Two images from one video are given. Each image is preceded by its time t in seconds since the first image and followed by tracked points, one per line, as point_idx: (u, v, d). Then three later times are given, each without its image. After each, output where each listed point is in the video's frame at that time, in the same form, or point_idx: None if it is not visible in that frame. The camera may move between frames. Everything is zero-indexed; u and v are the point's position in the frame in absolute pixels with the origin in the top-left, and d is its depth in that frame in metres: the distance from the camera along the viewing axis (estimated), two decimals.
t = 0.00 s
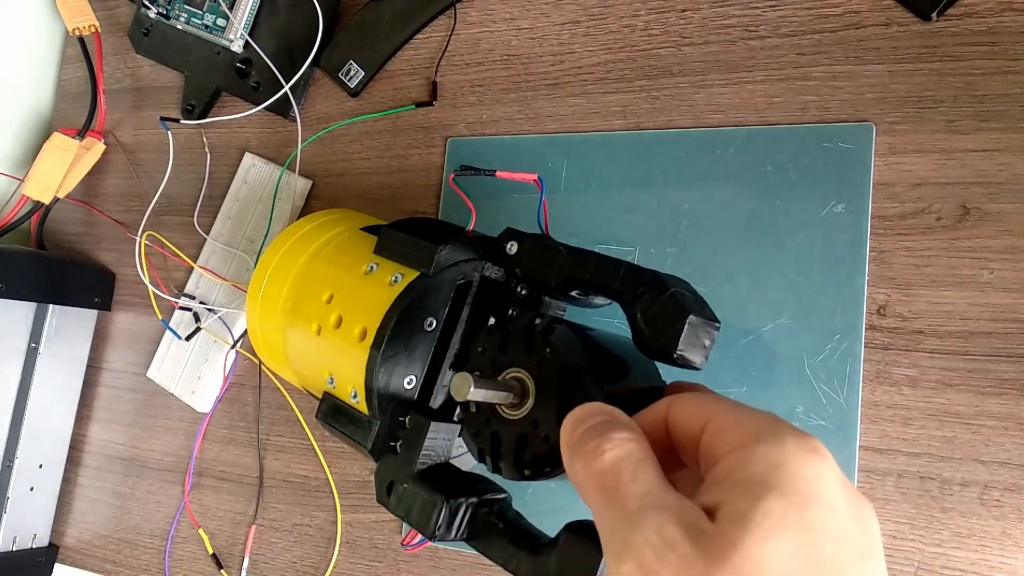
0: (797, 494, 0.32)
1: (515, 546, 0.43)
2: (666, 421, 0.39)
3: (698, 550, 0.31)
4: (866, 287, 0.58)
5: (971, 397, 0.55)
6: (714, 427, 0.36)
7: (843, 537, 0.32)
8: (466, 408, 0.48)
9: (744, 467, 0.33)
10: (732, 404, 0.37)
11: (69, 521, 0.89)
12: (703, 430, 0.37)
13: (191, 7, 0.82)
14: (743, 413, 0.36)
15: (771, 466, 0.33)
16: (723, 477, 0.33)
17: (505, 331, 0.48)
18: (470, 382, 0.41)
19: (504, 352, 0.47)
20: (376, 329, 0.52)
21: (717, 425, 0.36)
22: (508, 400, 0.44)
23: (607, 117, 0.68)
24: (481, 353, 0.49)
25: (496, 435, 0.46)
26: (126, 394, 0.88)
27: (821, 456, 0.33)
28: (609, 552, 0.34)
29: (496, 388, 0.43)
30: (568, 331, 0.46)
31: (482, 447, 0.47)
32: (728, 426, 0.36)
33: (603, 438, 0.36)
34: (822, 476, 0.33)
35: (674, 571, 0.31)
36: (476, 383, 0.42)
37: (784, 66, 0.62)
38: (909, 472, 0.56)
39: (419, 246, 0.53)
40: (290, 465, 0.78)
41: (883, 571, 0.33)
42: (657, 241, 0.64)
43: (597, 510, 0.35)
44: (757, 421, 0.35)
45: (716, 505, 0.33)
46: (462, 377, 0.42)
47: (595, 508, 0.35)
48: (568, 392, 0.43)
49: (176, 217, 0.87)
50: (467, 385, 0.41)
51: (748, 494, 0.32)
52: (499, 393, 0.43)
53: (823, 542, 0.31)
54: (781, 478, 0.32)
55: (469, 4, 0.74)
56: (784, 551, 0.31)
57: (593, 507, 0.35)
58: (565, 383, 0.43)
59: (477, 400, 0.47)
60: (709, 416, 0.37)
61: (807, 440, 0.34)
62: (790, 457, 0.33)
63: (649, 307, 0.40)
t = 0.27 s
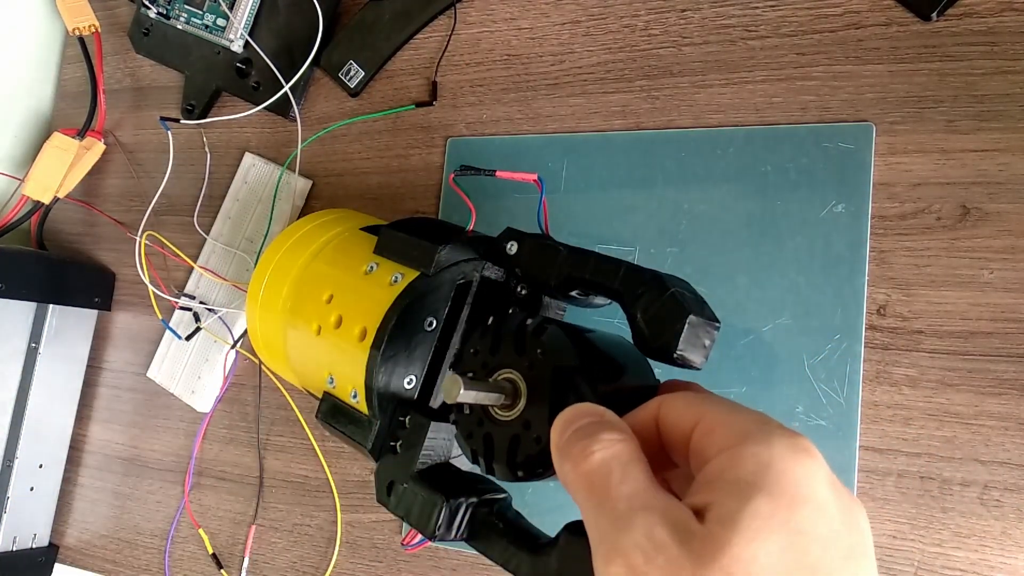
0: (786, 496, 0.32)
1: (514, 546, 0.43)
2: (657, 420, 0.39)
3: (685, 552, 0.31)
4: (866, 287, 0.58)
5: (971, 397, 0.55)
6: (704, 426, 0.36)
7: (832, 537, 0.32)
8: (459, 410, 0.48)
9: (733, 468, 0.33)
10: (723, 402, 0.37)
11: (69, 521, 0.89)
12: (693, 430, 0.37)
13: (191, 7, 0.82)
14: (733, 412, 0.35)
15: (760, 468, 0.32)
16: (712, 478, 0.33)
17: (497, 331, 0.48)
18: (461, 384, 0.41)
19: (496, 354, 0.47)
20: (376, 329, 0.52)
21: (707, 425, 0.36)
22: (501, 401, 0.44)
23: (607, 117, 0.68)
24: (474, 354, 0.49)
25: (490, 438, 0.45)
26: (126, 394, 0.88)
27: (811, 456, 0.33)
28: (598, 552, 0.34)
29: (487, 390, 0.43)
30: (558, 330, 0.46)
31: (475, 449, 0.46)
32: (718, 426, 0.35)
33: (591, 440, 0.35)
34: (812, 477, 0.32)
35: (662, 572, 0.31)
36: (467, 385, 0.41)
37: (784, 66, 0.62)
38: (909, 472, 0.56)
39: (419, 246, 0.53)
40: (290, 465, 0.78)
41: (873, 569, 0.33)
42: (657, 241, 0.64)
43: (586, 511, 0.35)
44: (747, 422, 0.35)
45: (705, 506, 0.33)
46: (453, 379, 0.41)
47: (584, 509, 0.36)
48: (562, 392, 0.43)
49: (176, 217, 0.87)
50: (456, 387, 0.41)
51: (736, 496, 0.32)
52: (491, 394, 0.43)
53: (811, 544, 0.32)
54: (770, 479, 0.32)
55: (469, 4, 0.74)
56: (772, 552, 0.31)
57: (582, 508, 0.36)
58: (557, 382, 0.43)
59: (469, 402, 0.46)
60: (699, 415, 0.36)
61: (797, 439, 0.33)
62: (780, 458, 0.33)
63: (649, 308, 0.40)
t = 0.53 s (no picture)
0: (781, 503, 0.32)
1: (514, 546, 0.43)
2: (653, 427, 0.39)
3: (680, 559, 0.31)
4: (866, 287, 0.58)
5: (971, 397, 0.55)
6: (700, 433, 0.36)
7: (827, 544, 0.32)
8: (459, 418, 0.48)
9: (728, 475, 0.33)
10: (719, 409, 0.37)
11: (69, 521, 0.89)
12: (689, 437, 0.37)
13: (191, 7, 0.82)
14: (729, 419, 0.35)
15: (755, 475, 0.32)
16: (708, 485, 0.33)
17: (495, 338, 0.48)
18: (458, 392, 0.42)
19: (494, 361, 0.47)
20: (376, 329, 0.52)
21: (702, 432, 0.36)
22: (499, 408, 0.44)
23: (607, 117, 0.68)
24: (474, 361, 0.49)
25: (488, 445, 0.46)
26: (126, 394, 0.88)
27: (806, 463, 0.33)
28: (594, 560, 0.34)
29: (484, 399, 0.43)
30: (556, 337, 0.46)
31: (473, 456, 0.47)
32: (714, 433, 0.35)
33: (587, 448, 0.35)
34: (806, 484, 0.32)
35: None
36: (464, 393, 0.42)
37: (784, 66, 0.62)
38: (909, 472, 0.56)
39: (419, 246, 0.53)
40: (290, 465, 0.78)
41: None
42: (657, 241, 0.64)
43: (582, 519, 0.35)
44: (743, 430, 0.35)
45: (701, 513, 0.32)
46: (450, 388, 0.42)
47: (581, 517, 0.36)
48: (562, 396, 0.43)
49: (176, 217, 0.87)
50: (454, 395, 0.42)
51: (731, 503, 0.32)
52: (488, 403, 0.43)
53: (806, 551, 0.32)
54: (765, 486, 0.32)
55: (469, 4, 0.74)
56: (767, 560, 0.31)
57: (579, 515, 0.36)
58: (555, 388, 0.43)
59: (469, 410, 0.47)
60: (695, 422, 0.36)
61: (792, 446, 0.33)
62: (775, 465, 0.33)
63: (649, 308, 0.40)
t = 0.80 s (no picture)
0: (775, 501, 0.31)
1: (514, 546, 0.43)
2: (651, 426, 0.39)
3: (674, 556, 0.31)
4: (866, 287, 0.58)
5: (971, 397, 0.55)
6: (696, 431, 0.36)
7: (821, 543, 0.32)
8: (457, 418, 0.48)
9: (723, 473, 0.33)
10: (714, 408, 0.37)
11: (69, 521, 0.89)
12: (685, 435, 0.37)
13: (191, 7, 0.82)
14: (724, 418, 0.35)
15: (749, 472, 0.32)
16: (702, 483, 0.33)
17: (492, 340, 0.49)
18: (455, 393, 0.42)
19: (492, 362, 0.47)
20: (376, 329, 0.52)
21: (698, 430, 0.36)
22: (496, 408, 0.44)
23: (607, 117, 0.68)
24: (473, 362, 0.49)
25: (486, 445, 0.46)
26: (126, 394, 0.88)
27: (801, 461, 0.33)
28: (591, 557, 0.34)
29: (481, 398, 0.43)
30: (552, 336, 0.46)
31: (473, 456, 0.47)
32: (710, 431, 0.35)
33: (583, 446, 0.36)
34: (801, 482, 0.32)
35: None
36: (461, 394, 0.42)
37: (784, 66, 0.62)
38: (909, 472, 0.56)
39: (419, 246, 0.53)
40: (290, 465, 0.77)
41: None
42: (657, 241, 0.64)
43: (579, 516, 0.36)
44: (738, 428, 0.34)
45: (696, 510, 0.32)
46: (447, 389, 0.42)
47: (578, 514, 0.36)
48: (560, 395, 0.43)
49: (176, 217, 0.87)
50: (452, 396, 0.42)
51: (725, 500, 0.32)
52: (485, 403, 0.43)
53: (800, 549, 0.31)
54: (759, 484, 0.32)
55: (469, 4, 0.74)
56: (760, 557, 0.31)
57: (576, 512, 0.36)
58: (553, 389, 0.43)
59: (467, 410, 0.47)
60: (691, 420, 0.36)
61: (787, 444, 0.33)
62: (769, 463, 0.32)
63: (649, 308, 0.40)
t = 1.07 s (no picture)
0: (785, 497, 0.32)
1: (515, 546, 0.43)
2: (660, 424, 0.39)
3: (686, 551, 0.31)
4: (866, 287, 0.58)
5: (971, 397, 0.55)
6: (706, 428, 0.36)
7: (830, 539, 0.32)
8: (469, 413, 0.49)
9: (734, 469, 0.33)
10: (724, 406, 0.37)
11: (69, 521, 0.89)
12: (695, 433, 0.37)
13: (191, 7, 0.82)
14: (735, 415, 0.35)
15: (760, 468, 0.32)
16: (713, 478, 0.33)
17: (503, 334, 0.48)
18: (467, 387, 0.42)
19: (503, 358, 0.47)
20: (376, 329, 0.52)
21: (709, 427, 0.36)
22: (506, 404, 0.44)
23: (607, 117, 0.68)
24: (481, 360, 0.49)
25: (497, 440, 0.46)
26: (126, 394, 0.88)
27: (811, 458, 0.33)
28: (601, 553, 0.34)
29: (493, 394, 0.43)
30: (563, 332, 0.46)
31: (484, 451, 0.47)
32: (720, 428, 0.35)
33: (595, 441, 0.35)
34: (811, 479, 0.32)
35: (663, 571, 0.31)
36: (473, 390, 0.42)
37: (784, 66, 0.62)
38: (909, 472, 0.56)
39: (419, 246, 0.53)
40: (290, 465, 0.78)
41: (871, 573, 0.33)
42: (657, 241, 0.64)
43: (590, 511, 0.35)
44: (749, 425, 0.35)
45: (706, 506, 0.32)
46: (459, 385, 0.42)
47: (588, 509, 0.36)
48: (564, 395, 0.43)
49: (176, 217, 0.87)
50: (464, 391, 0.42)
51: (736, 496, 0.32)
52: (497, 399, 0.44)
53: (810, 545, 0.32)
54: (770, 480, 0.32)
55: (469, 4, 0.74)
56: (770, 552, 0.31)
57: (586, 508, 0.36)
58: (561, 386, 0.43)
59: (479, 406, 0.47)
60: (701, 417, 0.36)
61: (797, 441, 0.33)
62: (780, 460, 0.32)
63: (649, 308, 0.40)
